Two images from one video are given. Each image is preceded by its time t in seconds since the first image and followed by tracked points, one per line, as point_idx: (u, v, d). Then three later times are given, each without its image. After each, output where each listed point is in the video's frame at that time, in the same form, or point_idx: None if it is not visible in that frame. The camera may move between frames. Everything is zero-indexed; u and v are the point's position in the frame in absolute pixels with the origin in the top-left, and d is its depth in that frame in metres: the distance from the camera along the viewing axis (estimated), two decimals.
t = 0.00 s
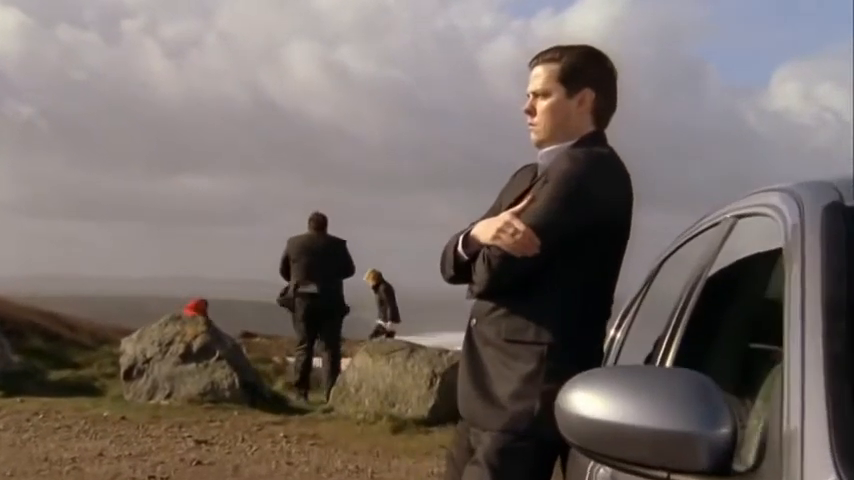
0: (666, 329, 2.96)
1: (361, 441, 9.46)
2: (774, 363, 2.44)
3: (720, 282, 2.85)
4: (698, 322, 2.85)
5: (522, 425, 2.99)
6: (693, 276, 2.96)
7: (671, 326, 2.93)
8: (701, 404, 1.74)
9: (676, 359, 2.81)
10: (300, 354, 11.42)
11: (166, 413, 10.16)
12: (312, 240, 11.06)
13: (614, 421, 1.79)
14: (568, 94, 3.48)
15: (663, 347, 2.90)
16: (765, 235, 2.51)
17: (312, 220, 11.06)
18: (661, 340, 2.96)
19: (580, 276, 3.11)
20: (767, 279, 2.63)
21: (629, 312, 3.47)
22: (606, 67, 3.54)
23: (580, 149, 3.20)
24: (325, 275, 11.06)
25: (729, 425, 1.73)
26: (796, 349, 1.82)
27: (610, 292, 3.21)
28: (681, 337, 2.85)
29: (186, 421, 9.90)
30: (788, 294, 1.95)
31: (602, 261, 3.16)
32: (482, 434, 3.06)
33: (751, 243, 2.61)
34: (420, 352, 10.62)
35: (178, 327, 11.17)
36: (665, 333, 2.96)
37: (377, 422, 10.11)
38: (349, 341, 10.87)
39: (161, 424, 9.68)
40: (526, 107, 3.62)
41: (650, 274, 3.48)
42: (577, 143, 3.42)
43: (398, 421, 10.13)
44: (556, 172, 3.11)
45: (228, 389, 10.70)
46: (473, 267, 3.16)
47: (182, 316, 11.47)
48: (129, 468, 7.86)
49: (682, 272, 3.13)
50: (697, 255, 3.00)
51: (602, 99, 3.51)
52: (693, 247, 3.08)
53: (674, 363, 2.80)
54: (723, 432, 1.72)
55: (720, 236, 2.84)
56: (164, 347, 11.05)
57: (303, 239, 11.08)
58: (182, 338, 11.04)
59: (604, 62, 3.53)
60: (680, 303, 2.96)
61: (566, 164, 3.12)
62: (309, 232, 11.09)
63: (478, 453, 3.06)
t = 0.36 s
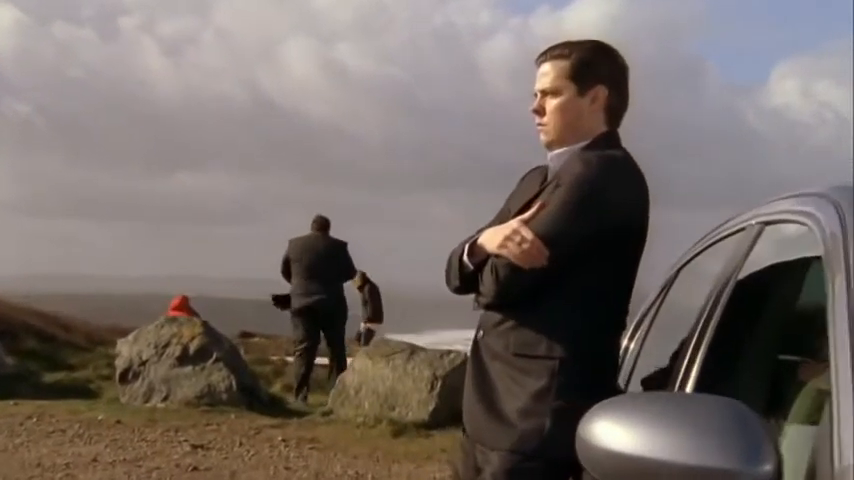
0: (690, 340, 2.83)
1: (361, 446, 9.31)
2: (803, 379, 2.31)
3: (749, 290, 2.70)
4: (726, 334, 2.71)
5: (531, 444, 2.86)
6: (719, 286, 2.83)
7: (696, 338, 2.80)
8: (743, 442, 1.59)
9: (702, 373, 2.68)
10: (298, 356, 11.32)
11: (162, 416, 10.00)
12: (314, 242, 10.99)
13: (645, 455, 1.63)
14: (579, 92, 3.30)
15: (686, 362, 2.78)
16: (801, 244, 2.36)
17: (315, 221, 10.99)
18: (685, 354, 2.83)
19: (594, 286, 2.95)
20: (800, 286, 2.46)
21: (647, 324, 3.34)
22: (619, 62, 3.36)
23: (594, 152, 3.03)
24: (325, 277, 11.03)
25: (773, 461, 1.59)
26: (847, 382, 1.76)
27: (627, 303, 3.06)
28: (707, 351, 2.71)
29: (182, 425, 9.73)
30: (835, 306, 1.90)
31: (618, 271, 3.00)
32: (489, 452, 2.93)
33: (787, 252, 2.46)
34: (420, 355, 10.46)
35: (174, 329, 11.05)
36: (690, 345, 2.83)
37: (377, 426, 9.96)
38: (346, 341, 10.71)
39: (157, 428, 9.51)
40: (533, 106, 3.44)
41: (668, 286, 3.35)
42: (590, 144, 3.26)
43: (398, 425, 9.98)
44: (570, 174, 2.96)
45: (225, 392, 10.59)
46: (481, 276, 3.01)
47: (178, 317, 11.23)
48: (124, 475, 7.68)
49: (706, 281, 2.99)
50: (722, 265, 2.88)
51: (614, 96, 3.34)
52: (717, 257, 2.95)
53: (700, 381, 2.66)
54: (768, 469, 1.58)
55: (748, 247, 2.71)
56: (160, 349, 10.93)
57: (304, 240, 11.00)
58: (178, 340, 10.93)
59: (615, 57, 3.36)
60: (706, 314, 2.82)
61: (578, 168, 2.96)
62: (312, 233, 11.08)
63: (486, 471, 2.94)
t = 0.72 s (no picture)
0: (714, 351, 2.64)
1: (359, 451, 9.14)
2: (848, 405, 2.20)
3: (779, 294, 2.51)
4: (753, 342, 2.51)
5: (544, 465, 2.70)
6: (743, 293, 2.64)
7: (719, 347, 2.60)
8: None
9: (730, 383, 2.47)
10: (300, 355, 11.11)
11: (156, 421, 9.82)
12: (328, 243, 10.85)
13: None
14: (589, 91, 3.12)
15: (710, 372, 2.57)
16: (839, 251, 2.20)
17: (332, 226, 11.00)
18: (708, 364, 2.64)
19: (607, 297, 2.78)
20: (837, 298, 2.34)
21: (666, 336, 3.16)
22: (631, 58, 3.18)
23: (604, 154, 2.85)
24: (338, 278, 10.85)
25: None
26: None
27: (641, 313, 2.89)
28: (734, 360, 2.51)
29: (176, 429, 9.55)
30: None
31: (632, 280, 2.83)
32: (498, 472, 2.77)
33: (828, 259, 2.29)
34: (420, 358, 10.28)
35: (169, 331, 10.82)
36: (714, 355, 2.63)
37: (375, 430, 9.78)
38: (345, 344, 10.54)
39: (151, 433, 9.33)
40: (541, 105, 3.26)
41: (686, 294, 3.18)
42: (603, 146, 3.08)
43: (397, 429, 9.80)
44: (581, 177, 2.78)
45: (220, 395, 10.35)
46: (487, 285, 2.82)
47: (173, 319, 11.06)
48: None
49: (729, 290, 2.80)
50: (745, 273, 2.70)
51: (627, 95, 3.16)
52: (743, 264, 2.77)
53: (727, 386, 2.46)
54: None
55: (777, 254, 2.52)
56: (155, 352, 10.69)
57: (320, 241, 10.87)
58: (173, 342, 10.68)
59: (628, 53, 3.17)
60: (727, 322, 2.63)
61: (589, 171, 2.79)
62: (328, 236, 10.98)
63: None
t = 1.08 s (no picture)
0: (741, 369, 2.48)
1: (357, 456, 8.96)
2: None
3: (816, 304, 2.35)
4: (785, 360, 2.35)
5: None
6: (776, 301, 2.46)
7: (748, 365, 2.45)
8: None
9: (760, 407, 2.33)
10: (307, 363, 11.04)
11: (149, 426, 9.62)
12: (322, 247, 10.82)
13: None
14: (602, 90, 2.95)
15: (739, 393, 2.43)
16: None
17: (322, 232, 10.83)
18: (735, 384, 2.48)
19: (621, 313, 2.68)
20: None
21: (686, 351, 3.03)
22: (647, 53, 3.00)
23: (616, 157, 2.79)
24: (336, 281, 10.82)
25: None
26: None
27: (657, 331, 2.78)
28: (765, 380, 2.36)
29: (170, 434, 9.36)
30: None
31: (648, 294, 2.73)
32: None
33: None
34: (418, 360, 10.10)
35: (162, 334, 10.62)
36: (741, 374, 2.47)
37: (373, 434, 9.60)
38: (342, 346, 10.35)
39: (144, 438, 9.14)
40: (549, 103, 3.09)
41: (704, 305, 3.02)
42: (616, 149, 2.91)
43: (395, 433, 9.62)
44: (594, 186, 2.71)
45: (215, 399, 10.16)
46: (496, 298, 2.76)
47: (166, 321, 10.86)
48: None
49: (757, 303, 2.61)
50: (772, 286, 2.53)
51: (642, 93, 2.99)
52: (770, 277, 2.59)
53: (757, 408, 2.33)
54: None
55: (811, 263, 2.34)
56: (148, 355, 10.48)
57: (313, 246, 10.85)
58: (167, 345, 10.48)
59: (643, 49, 2.99)
60: (754, 337, 2.47)
61: (604, 177, 2.72)
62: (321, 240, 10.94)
63: None
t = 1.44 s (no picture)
0: (773, 390, 2.32)
1: (352, 461, 8.77)
2: None
3: None
4: (822, 379, 2.19)
5: None
6: (813, 310, 2.30)
7: (780, 385, 2.29)
8: None
9: (798, 426, 2.16)
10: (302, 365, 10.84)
11: (141, 429, 9.42)
12: (322, 249, 10.59)
13: None
14: (612, 87, 2.76)
15: (772, 414, 2.25)
16: None
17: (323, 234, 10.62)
18: (765, 406, 2.32)
19: (633, 324, 2.55)
20: None
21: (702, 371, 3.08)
22: (662, 48, 2.81)
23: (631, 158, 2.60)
24: (334, 284, 10.59)
25: None
26: None
27: (674, 339, 2.65)
28: (803, 396, 2.19)
29: (161, 438, 9.16)
30: None
31: (664, 304, 2.58)
32: None
33: None
34: (414, 363, 9.90)
35: (154, 336, 10.43)
36: (774, 393, 2.30)
37: (368, 439, 9.42)
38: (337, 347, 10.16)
39: (134, 443, 8.95)
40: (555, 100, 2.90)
41: (721, 319, 3.06)
42: (627, 150, 2.74)
43: (391, 437, 9.43)
44: (605, 189, 2.54)
45: (207, 402, 9.97)
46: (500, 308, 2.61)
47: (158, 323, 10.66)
48: None
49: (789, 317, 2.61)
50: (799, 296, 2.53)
51: (655, 91, 2.80)
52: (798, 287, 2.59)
53: (794, 431, 2.16)
54: None
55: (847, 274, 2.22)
56: (139, 357, 10.30)
57: (313, 248, 10.61)
58: (159, 347, 10.30)
59: (658, 44, 2.80)
60: (785, 355, 2.34)
61: (618, 179, 2.54)
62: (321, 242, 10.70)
63: None
